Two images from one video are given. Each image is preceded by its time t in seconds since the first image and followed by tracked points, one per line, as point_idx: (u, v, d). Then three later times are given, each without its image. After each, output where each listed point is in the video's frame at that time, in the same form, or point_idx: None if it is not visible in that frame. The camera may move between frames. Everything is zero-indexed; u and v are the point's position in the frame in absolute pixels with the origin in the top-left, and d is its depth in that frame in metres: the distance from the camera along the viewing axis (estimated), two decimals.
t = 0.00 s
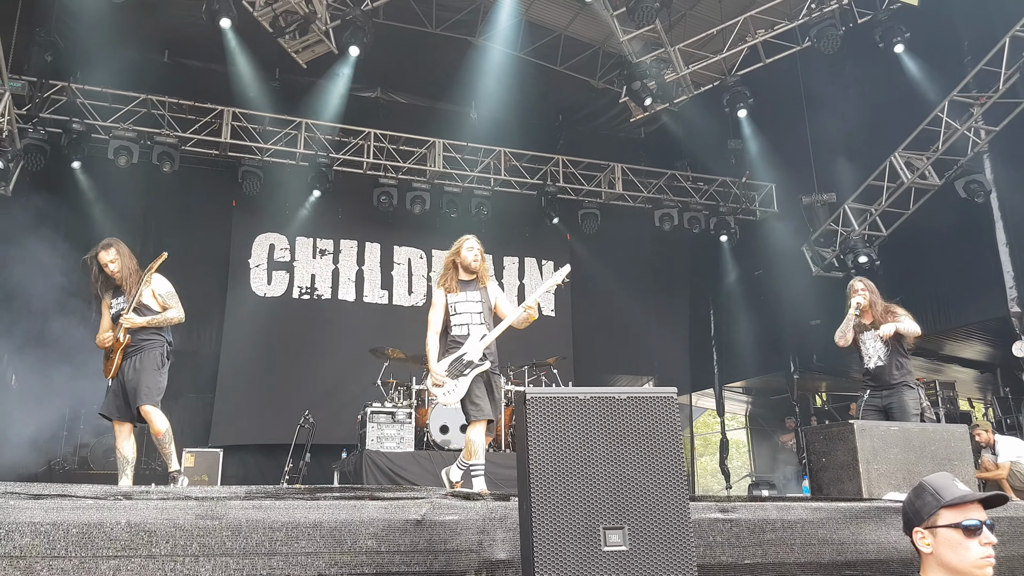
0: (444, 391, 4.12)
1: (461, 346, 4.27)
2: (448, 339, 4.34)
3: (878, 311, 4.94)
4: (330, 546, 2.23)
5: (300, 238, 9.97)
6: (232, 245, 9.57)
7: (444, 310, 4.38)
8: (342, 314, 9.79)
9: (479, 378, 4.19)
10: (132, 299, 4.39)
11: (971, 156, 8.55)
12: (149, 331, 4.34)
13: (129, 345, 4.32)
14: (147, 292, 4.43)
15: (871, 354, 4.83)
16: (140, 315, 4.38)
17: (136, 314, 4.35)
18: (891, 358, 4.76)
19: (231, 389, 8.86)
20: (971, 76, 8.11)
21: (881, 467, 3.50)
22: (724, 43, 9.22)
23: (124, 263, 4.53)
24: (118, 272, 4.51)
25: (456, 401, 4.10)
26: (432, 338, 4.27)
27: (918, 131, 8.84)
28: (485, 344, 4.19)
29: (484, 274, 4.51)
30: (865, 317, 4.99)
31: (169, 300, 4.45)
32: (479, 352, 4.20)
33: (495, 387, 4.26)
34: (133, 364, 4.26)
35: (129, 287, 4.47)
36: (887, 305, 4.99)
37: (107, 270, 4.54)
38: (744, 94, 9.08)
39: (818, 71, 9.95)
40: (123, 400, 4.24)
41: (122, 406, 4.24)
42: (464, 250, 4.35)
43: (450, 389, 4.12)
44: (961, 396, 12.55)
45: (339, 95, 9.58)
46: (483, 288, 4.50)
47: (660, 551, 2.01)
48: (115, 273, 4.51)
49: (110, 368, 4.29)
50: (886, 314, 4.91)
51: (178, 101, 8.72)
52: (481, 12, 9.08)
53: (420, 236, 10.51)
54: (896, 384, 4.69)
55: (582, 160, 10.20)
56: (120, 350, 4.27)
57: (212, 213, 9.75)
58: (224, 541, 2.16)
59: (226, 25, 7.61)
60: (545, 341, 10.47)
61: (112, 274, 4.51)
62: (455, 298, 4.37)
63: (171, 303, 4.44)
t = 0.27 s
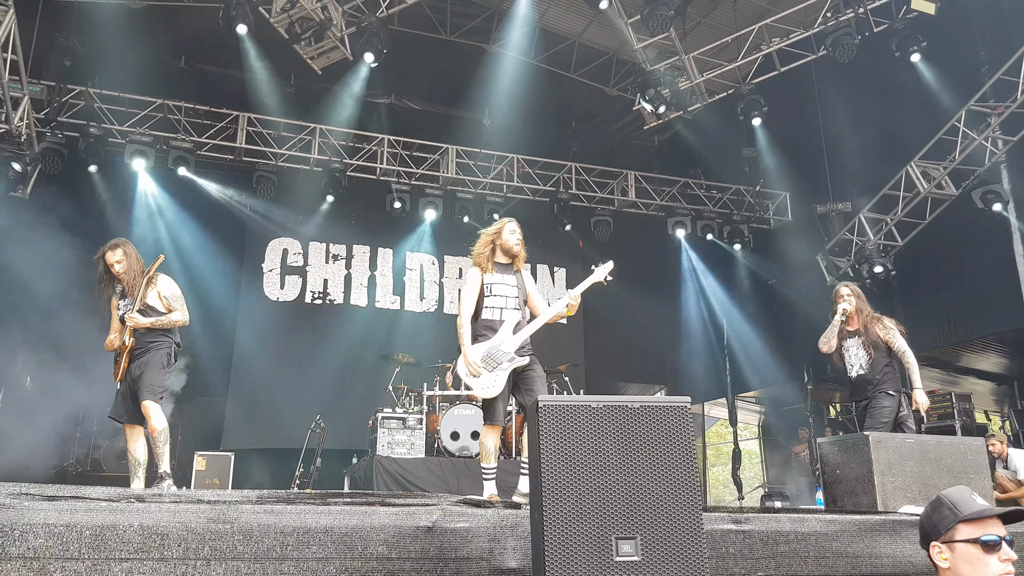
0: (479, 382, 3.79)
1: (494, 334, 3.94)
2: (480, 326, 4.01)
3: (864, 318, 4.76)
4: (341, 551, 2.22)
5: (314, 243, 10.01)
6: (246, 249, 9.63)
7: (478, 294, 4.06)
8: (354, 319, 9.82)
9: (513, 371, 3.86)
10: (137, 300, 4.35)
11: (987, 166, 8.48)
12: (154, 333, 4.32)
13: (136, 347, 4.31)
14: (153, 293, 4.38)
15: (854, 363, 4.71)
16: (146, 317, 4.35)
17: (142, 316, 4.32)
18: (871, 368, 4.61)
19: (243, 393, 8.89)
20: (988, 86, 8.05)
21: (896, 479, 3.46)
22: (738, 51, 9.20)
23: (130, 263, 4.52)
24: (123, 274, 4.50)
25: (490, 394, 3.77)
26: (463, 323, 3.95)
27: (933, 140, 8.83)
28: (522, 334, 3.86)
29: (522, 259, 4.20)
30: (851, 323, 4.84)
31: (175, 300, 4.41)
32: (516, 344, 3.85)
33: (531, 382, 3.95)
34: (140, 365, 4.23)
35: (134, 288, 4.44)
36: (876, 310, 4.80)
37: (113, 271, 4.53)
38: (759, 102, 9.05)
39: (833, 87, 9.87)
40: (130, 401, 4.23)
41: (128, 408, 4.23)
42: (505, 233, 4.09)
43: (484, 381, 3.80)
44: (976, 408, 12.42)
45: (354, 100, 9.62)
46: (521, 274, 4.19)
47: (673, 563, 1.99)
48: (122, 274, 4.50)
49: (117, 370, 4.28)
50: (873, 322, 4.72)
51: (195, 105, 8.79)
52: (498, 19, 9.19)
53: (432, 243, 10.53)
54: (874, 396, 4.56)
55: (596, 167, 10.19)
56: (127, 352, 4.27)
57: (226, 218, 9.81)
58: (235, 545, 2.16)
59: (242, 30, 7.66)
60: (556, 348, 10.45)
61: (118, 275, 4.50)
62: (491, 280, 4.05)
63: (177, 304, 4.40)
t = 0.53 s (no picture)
0: (515, 396, 3.74)
1: (533, 344, 3.88)
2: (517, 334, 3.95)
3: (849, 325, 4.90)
4: (351, 558, 2.23)
5: (324, 249, 10.05)
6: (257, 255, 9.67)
7: (518, 299, 3.98)
8: (364, 325, 9.84)
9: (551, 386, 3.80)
10: (142, 304, 4.36)
11: (1000, 174, 8.43)
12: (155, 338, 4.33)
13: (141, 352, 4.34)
14: (158, 297, 4.38)
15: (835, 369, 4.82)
16: (150, 321, 4.36)
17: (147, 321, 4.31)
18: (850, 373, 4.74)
19: (254, 399, 8.92)
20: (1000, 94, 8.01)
21: (909, 489, 3.44)
22: (749, 59, 9.20)
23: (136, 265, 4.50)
24: (130, 274, 4.48)
25: (526, 409, 3.71)
26: (500, 330, 3.87)
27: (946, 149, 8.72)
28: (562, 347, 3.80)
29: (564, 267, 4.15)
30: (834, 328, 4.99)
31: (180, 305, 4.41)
32: (554, 359, 3.80)
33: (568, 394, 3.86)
34: (145, 371, 4.26)
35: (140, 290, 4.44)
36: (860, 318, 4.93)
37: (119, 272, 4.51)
38: (770, 109, 9.03)
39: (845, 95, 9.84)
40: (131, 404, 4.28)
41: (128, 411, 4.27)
42: (551, 238, 4.01)
43: (519, 394, 3.74)
44: (989, 417, 12.32)
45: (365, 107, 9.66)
46: (562, 282, 4.14)
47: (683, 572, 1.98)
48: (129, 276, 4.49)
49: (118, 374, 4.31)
50: (856, 329, 4.86)
51: (205, 112, 8.85)
52: (508, 26, 9.34)
53: (442, 250, 10.56)
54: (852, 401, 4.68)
55: (607, 175, 10.19)
56: (131, 358, 4.29)
57: (238, 224, 9.87)
58: (245, 551, 2.17)
59: (254, 37, 7.71)
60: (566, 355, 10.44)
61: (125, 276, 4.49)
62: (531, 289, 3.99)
63: (182, 309, 4.39)
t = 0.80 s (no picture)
0: (544, 378, 3.13)
1: (561, 329, 3.29)
2: (544, 325, 3.39)
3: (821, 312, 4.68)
4: (348, 561, 2.24)
5: (324, 252, 10.05)
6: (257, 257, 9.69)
7: (541, 290, 3.44)
8: (363, 327, 9.85)
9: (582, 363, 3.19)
10: (135, 302, 4.30)
11: (996, 180, 8.44)
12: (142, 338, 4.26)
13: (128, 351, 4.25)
14: (152, 296, 4.35)
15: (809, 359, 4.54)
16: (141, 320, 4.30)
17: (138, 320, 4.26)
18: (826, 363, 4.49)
19: (252, 401, 8.93)
20: (997, 100, 8.04)
21: (904, 490, 3.45)
22: (749, 63, 9.23)
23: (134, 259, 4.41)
24: (126, 266, 4.40)
25: (556, 388, 3.10)
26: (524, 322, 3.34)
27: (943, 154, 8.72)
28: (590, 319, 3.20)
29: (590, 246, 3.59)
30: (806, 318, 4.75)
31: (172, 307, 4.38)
32: (585, 331, 3.21)
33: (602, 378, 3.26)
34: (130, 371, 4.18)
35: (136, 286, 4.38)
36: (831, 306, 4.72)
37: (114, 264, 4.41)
38: (770, 114, 9.06)
39: (845, 98, 9.83)
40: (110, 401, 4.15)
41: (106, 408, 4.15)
42: (572, 221, 3.53)
43: (549, 375, 3.13)
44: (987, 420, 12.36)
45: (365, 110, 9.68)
46: (590, 264, 3.53)
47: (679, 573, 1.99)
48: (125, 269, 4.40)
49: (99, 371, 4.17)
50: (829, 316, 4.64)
51: (205, 113, 8.91)
52: (509, 29, 9.32)
53: (442, 253, 10.58)
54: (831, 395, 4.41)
55: (606, 178, 10.22)
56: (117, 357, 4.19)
57: (237, 226, 9.88)
58: (241, 555, 2.18)
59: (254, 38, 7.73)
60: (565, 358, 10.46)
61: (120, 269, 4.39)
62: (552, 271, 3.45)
63: (174, 312, 4.37)
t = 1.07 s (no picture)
0: (568, 381, 3.09)
1: (576, 329, 3.30)
2: (558, 323, 3.39)
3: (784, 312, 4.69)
4: (344, 562, 2.24)
5: (322, 253, 10.06)
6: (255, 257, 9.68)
7: (553, 288, 3.45)
8: (361, 328, 9.85)
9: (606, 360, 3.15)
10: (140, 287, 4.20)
11: (992, 183, 8.45)
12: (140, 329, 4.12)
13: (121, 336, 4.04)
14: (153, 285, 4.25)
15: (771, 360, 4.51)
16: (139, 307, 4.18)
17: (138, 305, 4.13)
18: (790, 366, 4.44)
19: (250, 401, 8.92)
20: (995, 103, 8.04)
21: (900, 492, 3.46)
22: (747, 66, 9.24)
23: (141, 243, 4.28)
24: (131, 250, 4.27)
25: (582, 394, 3.05)
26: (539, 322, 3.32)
27: (940, 157, 8.72)
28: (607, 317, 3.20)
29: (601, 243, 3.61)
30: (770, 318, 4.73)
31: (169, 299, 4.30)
32: (602, 330, 3.20)
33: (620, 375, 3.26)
34: (120, 359, 4.01)
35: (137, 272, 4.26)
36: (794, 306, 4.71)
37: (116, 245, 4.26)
38: (768, 116, 9.07)
39: (845, 99, 9.85)
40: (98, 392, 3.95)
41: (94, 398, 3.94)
42: (581, 215, 3.52)
43: (575, 378, 3.09)
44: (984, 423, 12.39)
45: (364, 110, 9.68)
46: (600, 258, 3.53)
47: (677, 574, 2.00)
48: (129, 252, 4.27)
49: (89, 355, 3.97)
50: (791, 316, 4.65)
51: (203, 113, 8.91)
52: (509, 30, 9.30)
53: (440, 254, 10.57)
54: (796, 399, 4.38)
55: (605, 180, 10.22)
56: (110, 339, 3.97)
57: (235, 226, 9.86)
58: (237, 556, 2.18)
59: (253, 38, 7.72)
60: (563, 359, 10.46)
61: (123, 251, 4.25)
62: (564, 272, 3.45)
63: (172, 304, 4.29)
